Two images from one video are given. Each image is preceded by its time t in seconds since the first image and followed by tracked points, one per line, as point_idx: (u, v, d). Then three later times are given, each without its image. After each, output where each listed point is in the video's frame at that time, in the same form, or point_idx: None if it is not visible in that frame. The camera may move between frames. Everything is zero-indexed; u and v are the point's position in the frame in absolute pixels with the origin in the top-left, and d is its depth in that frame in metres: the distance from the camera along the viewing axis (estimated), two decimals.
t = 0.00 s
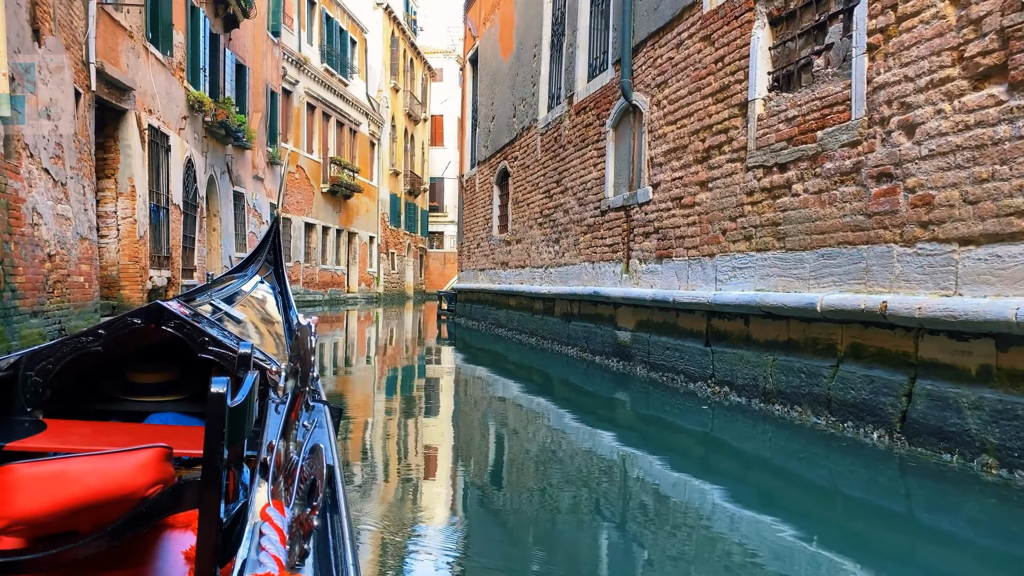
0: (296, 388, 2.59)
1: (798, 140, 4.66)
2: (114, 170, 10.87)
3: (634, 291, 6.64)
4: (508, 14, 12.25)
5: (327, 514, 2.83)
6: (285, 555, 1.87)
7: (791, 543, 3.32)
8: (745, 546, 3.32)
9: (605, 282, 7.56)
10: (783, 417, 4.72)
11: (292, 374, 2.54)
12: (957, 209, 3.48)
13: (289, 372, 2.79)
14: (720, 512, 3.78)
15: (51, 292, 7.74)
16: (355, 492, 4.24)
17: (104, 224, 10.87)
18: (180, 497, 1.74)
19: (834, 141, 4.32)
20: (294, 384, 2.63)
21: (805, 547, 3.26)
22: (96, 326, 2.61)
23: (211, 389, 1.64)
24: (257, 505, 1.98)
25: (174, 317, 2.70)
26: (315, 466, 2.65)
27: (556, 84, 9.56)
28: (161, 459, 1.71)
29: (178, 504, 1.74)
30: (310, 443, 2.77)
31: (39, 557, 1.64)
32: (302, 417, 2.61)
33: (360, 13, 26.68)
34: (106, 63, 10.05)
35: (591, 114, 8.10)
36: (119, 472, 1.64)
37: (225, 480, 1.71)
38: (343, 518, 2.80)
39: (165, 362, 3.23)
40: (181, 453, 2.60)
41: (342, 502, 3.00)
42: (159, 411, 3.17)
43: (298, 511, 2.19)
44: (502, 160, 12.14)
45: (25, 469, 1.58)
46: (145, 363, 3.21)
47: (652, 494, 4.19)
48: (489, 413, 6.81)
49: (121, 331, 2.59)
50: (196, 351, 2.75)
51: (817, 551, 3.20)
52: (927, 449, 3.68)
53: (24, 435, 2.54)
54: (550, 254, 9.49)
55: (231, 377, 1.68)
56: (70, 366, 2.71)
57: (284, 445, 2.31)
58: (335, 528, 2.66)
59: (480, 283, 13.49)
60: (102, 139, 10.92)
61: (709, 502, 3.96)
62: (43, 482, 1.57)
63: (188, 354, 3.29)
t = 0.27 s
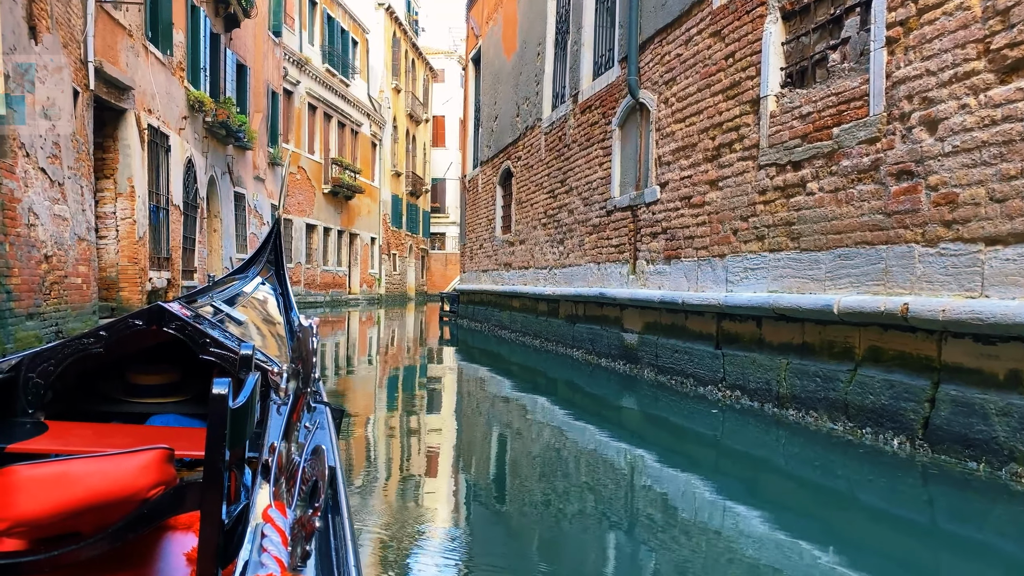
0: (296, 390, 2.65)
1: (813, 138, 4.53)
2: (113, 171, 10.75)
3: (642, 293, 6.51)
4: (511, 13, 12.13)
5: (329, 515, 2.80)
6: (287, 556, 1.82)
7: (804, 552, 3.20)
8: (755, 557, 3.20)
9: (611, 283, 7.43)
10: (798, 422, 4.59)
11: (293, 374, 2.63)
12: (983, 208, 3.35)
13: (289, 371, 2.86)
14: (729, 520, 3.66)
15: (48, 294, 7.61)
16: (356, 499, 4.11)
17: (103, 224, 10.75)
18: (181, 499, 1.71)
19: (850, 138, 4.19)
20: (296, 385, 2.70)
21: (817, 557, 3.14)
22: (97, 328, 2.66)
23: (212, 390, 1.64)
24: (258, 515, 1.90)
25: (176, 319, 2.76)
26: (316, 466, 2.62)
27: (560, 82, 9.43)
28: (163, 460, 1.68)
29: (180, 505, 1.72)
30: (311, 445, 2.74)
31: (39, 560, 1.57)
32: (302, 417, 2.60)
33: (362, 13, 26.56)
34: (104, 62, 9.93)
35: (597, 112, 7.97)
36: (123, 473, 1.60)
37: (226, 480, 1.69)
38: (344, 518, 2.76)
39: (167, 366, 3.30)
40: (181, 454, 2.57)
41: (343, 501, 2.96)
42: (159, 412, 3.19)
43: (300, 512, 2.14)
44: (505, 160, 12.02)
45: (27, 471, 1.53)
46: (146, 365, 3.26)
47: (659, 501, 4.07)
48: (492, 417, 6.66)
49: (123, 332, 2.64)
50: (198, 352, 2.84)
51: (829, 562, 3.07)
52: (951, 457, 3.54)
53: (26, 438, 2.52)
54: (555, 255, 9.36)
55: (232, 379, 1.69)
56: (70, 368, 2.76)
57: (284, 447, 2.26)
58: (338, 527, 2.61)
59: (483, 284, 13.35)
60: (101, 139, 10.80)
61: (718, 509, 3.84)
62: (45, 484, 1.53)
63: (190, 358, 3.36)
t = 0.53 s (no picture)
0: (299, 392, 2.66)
1: (828, 135, 4.40)
2: (112, 171, 10.65)
3: (649, 294, 6.37)
4: (514, 11, 11.99)
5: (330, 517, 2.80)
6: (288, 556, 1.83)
7: (822, 562, 3.08)
8: (770, 565, 3.09)
9: (617, 285, 7.30)
10: (812, 428, 4.45)
11: (294, 376, 2.71)
12: (1010, 206, 3.22)
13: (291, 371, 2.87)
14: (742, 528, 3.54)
15: (45, 295, 7.50)
16: (357, 506, 3.98)
17: (102, 225, 10.64)
18: (181, 500, 1.70)
19: (868, 135, 4.06)
20: (298, 386, 2.72)
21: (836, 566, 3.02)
22: (98, 329, 2.61)
23: (212, 392, 1.62)
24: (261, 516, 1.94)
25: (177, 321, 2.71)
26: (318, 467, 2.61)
27: (565, 81, 9.30)
28: (164, 462, 1.68)
29: (182, 508, 1.72)
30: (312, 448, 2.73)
31: (40, 561, 1.53)
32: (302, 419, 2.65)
33: (363, 13, 26.43)
34: (104, 61, 9.81)
35: (602, 111, 7.84)
36: (123, 474, 1.60)
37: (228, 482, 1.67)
38: (346, 520, 2.78)
39: (167, 367, 3.26)
40: (183, 455, 2.52)
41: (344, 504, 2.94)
42: (161, 414, 3.14)
43: (301, 513, 2.16)
44: (508, 159, 11.88)
45: (29, 473, 1.54)
46: (147, 366, 3.22)
47: (666, 506, 3.97)
48: (495, 419, 6.53)
49: (124, 334, 2.59)
50: (199, 353, 2.78)
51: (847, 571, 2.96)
52: (977, 465, 3.40)
53: (27, 439, 2.48)
54: (559, 256, 9.23)
55: (232, 381, 1.66)
56: (71, 369, 2.72)
57: (285, 448, 2.33)
58: (336, 530, 2.64)
59: (486, 285, 13.22)
60: (100, 138, 10.69)
61: (729, 516, 3.73)
62: (46, 485, 1.53)
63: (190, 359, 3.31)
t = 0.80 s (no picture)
0: (301, 392, 2.81)
1: (844, 132, 4.27)
2: (111, 171, 10.53)
3: (656, 296, 6.24)
4: (517, 9, 11.86)
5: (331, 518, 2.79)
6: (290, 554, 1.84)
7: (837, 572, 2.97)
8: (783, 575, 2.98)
9: (623, 286, 7.16)
10: (828, 434, 4.31)
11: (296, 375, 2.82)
12: None
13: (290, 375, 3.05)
14: (753, 536, 3.44)
15: (41, 296, 7.37)
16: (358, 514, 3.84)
17: (101, 225, 10.53)
18: (182, 501, 1.68)
19: (887, 131, 3.92)
20: (298, 387, 2.85)
21: None
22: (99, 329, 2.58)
23: (214, 391, 1.60)
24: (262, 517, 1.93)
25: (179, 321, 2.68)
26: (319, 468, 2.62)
27: (569, 79, 9.17)
28: (164, 463, 1.68)
29: (183, 507, 1.70)
30: (312, 445, 2.80)
31: (42, 561, 1.52)
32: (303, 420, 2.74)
33: (365, 13, 26.32)
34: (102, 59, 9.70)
35: (608, 109, 7.71)
36: (124, 474, 1.60)
37: (229, 482, 1.66)
38: (346, 522, 2.76)
39: (169, 368, 3.22)
40: (183, 455, 2.47)
41: (345, 508, 2.93)
42: (162, 414, 3.10)
43: (302, 513, 2.15)
44: (511, 159, 11.76)
45: (30, 472, 1.54)
46: (148, 366, 3.18)
47: (675, 514, 3.85)
48: (497, 422, 6.38)
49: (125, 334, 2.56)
50: (200, 354, 2.74)
51: None
52: (1004, 475, 3.26)
53: (28, 439, 2.47)
54: (563, 256, 9.10)
55: (234, 380, 1.64)
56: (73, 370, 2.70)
57: (286, 447, 2.39)
58: (336, 532, 2.64)
59: (488, 286, 13.08)
60: (99, 137, 10.58)
61: (740, 524, 3.63)
62: (48, 485, 1.52)
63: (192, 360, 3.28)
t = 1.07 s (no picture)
0: (301, 392, 2.75)
1: (860, 128, 4.15)
2: (109, 169, 10.41)
3: (663, 297, 6.11)
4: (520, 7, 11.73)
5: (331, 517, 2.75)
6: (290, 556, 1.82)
7: None
8: None
9: (628, 287, 7.03)
10: (844, 440, 4.17)
11: (296, 375, 2.79)
12: None
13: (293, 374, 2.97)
14: (764, 544, 3.33)
15: (36, 296, 7.26)
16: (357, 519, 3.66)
17: (99, 224, 10.40)
18: (183, 501, 1.68)
19: (906, 127, 3.79)
20: (298, 386, 2.75)
21: None
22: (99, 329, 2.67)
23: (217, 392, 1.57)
24: (261, 516, 1.92)
25: (179, 321, 2.79)
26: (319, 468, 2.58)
27: (573, 77, 9.05)
28: (164, 462, 1.66)
29: (183, 507, 1.68)
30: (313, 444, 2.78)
31: (42, 561, 1.48)
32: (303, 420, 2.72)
33: (366, 13, 26.20)
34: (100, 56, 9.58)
35: (613, 107, 7.57)
36: (125, 474, 1.58)
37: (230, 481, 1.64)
38: (347, 520, 2.73)
39: (169, 369, 3.28)
40: (184, 454, 2.50)
41: (345, 508, 2.84)
42: (162, 414, 3.15)
43: (302, 513, 2.13)
44: (514, 158, 11.63)
45: (30, 472, 1.50)
46: (148, 366, 3.22)
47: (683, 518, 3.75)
48: (500, 425, 6.24)
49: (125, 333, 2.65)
50: (201, 354, 2.89)
51: None
52: None
53: (29, 439, 2.50)
54: (567, 256, 8.96)
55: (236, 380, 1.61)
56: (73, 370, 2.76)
57: (287, 448, 2.37)
58: (335, 532, 2.57)
59: (490, 287, 12.95)
60: (97, 136, 10.45)
61: (751, 531, 3.51)
62: (48, 485, 1.49)
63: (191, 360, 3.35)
